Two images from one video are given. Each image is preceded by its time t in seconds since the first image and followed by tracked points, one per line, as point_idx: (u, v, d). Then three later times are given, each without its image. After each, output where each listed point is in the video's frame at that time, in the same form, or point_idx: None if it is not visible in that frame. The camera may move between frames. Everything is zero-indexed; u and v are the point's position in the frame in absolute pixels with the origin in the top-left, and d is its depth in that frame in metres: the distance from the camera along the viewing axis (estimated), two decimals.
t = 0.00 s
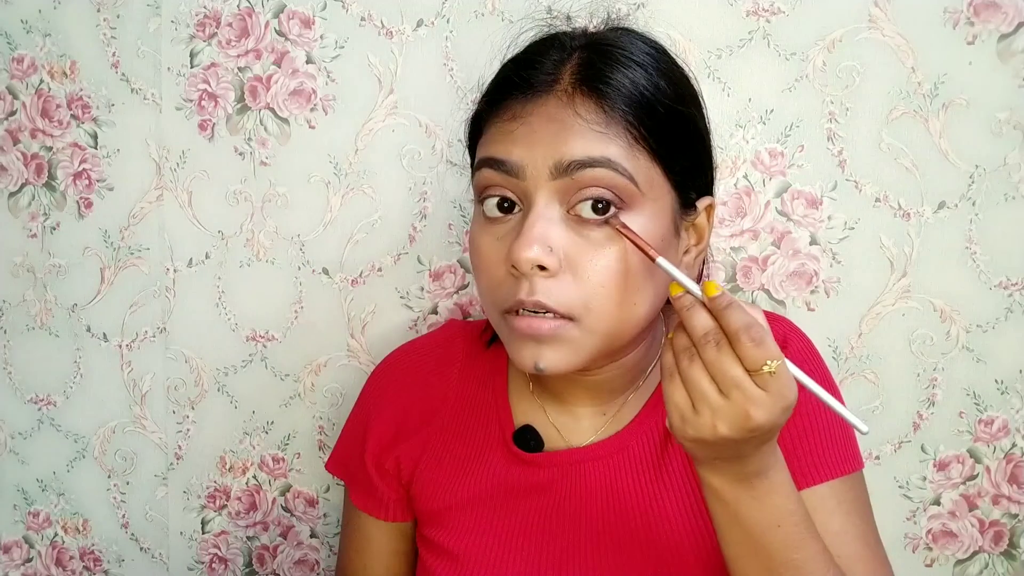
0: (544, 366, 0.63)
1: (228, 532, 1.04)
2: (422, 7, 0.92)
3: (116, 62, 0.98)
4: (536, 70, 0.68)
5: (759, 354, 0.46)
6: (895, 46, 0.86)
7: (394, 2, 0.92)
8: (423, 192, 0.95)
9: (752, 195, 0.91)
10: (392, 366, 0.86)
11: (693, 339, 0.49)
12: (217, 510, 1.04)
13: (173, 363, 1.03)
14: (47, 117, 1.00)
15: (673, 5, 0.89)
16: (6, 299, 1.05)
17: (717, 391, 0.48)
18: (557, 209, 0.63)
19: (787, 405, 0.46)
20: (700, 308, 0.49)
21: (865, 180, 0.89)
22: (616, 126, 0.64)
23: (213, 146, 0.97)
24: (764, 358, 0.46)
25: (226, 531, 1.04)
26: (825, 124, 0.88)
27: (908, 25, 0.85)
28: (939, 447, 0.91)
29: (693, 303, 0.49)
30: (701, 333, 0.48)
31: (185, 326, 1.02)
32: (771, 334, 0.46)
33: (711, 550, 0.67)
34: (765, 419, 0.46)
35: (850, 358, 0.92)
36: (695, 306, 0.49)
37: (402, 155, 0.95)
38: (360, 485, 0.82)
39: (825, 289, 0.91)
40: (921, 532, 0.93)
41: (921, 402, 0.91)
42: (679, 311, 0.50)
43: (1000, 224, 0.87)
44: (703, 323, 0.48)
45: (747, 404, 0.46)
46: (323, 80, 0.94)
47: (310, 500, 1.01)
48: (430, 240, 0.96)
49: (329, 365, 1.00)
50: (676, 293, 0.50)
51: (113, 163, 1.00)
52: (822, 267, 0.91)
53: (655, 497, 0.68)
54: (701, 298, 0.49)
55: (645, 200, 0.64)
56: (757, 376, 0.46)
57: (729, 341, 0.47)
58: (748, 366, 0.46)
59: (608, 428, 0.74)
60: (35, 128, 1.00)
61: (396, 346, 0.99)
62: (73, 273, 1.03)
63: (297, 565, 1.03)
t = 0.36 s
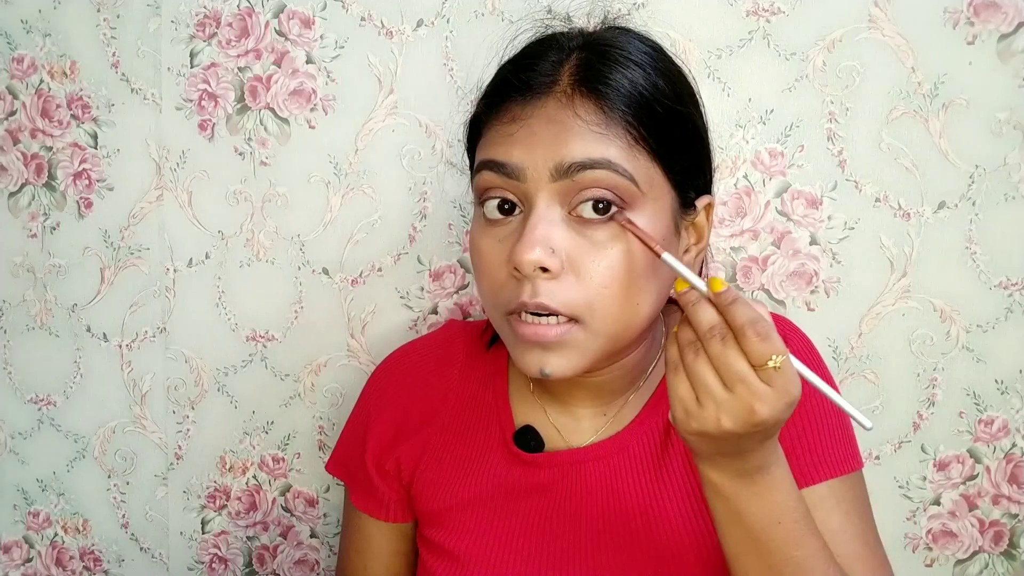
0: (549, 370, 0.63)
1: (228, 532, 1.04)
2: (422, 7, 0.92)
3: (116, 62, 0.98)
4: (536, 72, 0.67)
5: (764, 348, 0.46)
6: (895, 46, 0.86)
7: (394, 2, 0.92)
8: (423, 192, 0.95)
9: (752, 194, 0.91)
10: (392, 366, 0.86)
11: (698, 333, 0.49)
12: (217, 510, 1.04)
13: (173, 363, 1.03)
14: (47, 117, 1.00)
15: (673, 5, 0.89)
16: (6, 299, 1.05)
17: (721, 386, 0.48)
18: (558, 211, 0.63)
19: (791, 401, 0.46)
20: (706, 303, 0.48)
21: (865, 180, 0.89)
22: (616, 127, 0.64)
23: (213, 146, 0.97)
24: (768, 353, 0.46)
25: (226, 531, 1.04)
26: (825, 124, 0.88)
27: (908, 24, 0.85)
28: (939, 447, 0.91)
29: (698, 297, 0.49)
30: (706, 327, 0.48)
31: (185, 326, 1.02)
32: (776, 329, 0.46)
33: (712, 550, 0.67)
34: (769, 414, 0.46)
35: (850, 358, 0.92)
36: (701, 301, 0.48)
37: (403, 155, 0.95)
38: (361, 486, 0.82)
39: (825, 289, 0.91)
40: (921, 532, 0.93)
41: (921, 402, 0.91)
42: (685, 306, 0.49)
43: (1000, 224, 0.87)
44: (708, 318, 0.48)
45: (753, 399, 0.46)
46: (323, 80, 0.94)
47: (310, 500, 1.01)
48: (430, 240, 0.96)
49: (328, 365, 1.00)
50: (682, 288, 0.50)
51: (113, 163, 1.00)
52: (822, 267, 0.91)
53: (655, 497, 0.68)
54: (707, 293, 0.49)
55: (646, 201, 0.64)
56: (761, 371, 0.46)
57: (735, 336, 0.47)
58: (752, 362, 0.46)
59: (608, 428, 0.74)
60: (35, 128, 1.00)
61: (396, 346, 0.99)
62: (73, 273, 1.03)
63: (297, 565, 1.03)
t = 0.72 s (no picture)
0: (567, 370, 0.63)
1: (228, 532, 1.04)
2: (422, 7, 0.92)
3: (116, 62, 0.98)
4: (532, 74, 0.67)
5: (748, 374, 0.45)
6: (894, 46, 0.86)
7: (394, 2, 0.92)
8: (423, 193, 0.95)
9: (752, 194, 0.91)
10: (392, 368, 0.86)
11: (686, 350, 0.48)
12: (217, 510, 1.04)
13: (174, 363, 1.03)
14: (47, 117, 1.00)
15: (673, 6, 0.89)
16: (6, 300, 1.05)
17: (701, 409, 0.47)
18: (569, 211, 0.63)
19: (771, 434, 0.45)
20: (701, 321, 0.47)
21: (865, 180, 0.89)
22: (618, 125, 0.64)
23: (213, 146, 0.97)
24: (754, 381, 0.45)
25: (226, 531, 1.04)
26: (825, 124, 0.88)
27: (907, 25, 0.85)
28: (939, 447, 0.91)
29: (695, 314, 0.48)
30: (696, 346, 0.47)
31: (185, 326, 1.02)
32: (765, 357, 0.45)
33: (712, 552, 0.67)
34: (743, 442, 0.46)
35: (850, 358, 0.92)
36: (697, 317, 0.47)
37: (403, 155, 0.95)
38: (361, 486, 0.82)
39: (825, 289, 0.91)
40: (921, 532, 0.93)
41: (921, 402, 0.91)
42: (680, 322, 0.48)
43: (999, 224, 0.87)
44: (701, 336, 0.47)
45: (727, 423, 0.46)
46: (323, 80, 0.94)
47: (310, 500, 1.01)
48: (430, 240, 0.96)
49: (328, 365, 1.00)
50: (681, 303, 0.49)
51: (113, 163, 1.00)
52: (822, 267, 0.91)
53: (656, 499, 0.68)
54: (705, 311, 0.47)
55: (652, 197, 0.64)
56: (744, 399, 0.45)
57: (721, 358, 0.46)
58: (735, 387, 0.46)
59: (609, 428, 0.74)
60: (35, 128, 1.00)
61: (396, 346, 0.99)
62: (73, 273, 1.03)
63: (297, 565, 1.03)
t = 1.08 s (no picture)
0: (609, 372, 0.64)
1: (228, 532, 1.04)
2: (422, 7, 0.92)
3: (116, 62, 0.98)
4: (517, 86, 0.65)
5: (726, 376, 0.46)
6: (895, 46, 0.86)
7: (394, 2, 0.92)
8: (423, 193, 0.95)
9: (752, 194, 0.91)
10: (391, 369, 0.86)
11: (675, 352, 0.49)
12: (217, 510, 1.04)
13: (174, 363, 1.03)
14: (47, 117, 1.00)
15: (673, 6, 0.89)
16: (6, 299, 1.05)
17: (684, 412, 0.48)
18: (589, 218, 0.62)
19: (749, 441, 0.45)
20: (693, 323, 0.48)
21: (865, 180, 0.89)
22: (616, 123, 0.64)
23: (213, 146, 0.97)
24: (734, 386, 0.45)
25: (226, 531, 1.04)
26: (825, 124, 0.88)
27: (907, 24, 0.85)
28: (939, 447, 0.91)
29: (688, 317, 0.49)
30: (683, 347, 0.48)
31: (185, 325, 1.02)
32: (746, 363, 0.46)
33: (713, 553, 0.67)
34: (723, 445, 0.46)
35: (850, 358, 0.92)
36: (689, 320, 0.48)
37: (403, 155, 0.95)
38: (361, 487, 0.82)
39: (825, 289, 0.91)
40: (921, 532, 0.93)
41: (921, 402, 0.91)
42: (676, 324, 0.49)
43: (999, 224, 0.87)
44: (690, 338, 0.48)
45: (707, 426, 0.46)
46: (323, 80, 0.94)
47: (310, 500, 1.01)
48: (430, 240, 0.96)
49: (328, 365, 1.00)
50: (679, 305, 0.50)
51: (113, 163, 1.00)
52: (822, 267, 0.91)
53: (656, 499, 0.68)
54: (700, 314, 0.48)
55: (658, 188, 0.64)
56: (725, 404, 0.46)
57: (706, 360, 0.47)
58: (716, 391, 0.46)
59: (611, 426, 0.74)
60: (35, 128, 1.00)
61: (395, 346, 0.99)
62: (73, 273, 1.03)
63: (297, 565, 1.03)
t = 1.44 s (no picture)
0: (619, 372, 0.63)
1: (228, 532, 1.04)
2: (422, 7, 0.92)
3: (116, 62, 0.98)
4: (516, 90, 0.65)
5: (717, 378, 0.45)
6: (895, 46, 0.86)
7: (394, 2, 0.92)
8: (423, 193, 0.95)
9: (752, 194, 0.91)
10: (391, 369, 0.86)
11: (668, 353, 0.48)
12: (217, 510, 1.04)
13: (174, 363, 1.03)
14: (47, 117, 1.00)
15: (673, 6, 0.89)
16: (6, 299, 1.05)
17: (677, 414, 0.48)
18: (595, 221, 0.62)
19: (740, 442, 0.45)
20: (685, 325, 0.48)
21: (865, 180, 0.89)
22: (617, 124, 0.64)
23: (213, 146, 0.97)
24: (726, 388, 0.45)
25: (226, 531, 1.04)
26: (825, 124, 0.88)
27: (908, 24, 0.85)
28: (939, 447, 0.91)
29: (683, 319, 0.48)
30: (676, 349, 0.47)
31: (185, 325, 1.02)
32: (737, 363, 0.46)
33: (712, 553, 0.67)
34: (715, 446, 0.46)
35: (850, 358, 0.92)
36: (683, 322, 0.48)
37: (403, 156, 0.95)
38: (361, 487, 0.82)
39: (825, 289, 0.91)
40: (921, 532, 0.93)
41: (921, 402, 0.91)
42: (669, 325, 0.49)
43: (1000, 224, 0.87)
44: (682, 340, 0.47)
45: (698, 428, 0.46)
46: (323, 80, 0.94)
47: (310, 499, 1.01)
48: (430, 240, 0.96)
49: (328, 365, 1.00)
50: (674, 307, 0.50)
51: (113, 163, 1.00)
52: (822, 267, 0.91)
53: (655, 497, 0.68)
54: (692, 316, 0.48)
55: (660, 189, 0.64)
56: (718, 405, 0.46)
57: (698, 362, 0.46)
58: (708, 392, 0.46)
59: (610, 426, 0.74)
60: (35, 128, 1.00)
61: (395, 346, 0.99)
62: (73, 273, 1.03)
63: (297, 565, 1.03)
